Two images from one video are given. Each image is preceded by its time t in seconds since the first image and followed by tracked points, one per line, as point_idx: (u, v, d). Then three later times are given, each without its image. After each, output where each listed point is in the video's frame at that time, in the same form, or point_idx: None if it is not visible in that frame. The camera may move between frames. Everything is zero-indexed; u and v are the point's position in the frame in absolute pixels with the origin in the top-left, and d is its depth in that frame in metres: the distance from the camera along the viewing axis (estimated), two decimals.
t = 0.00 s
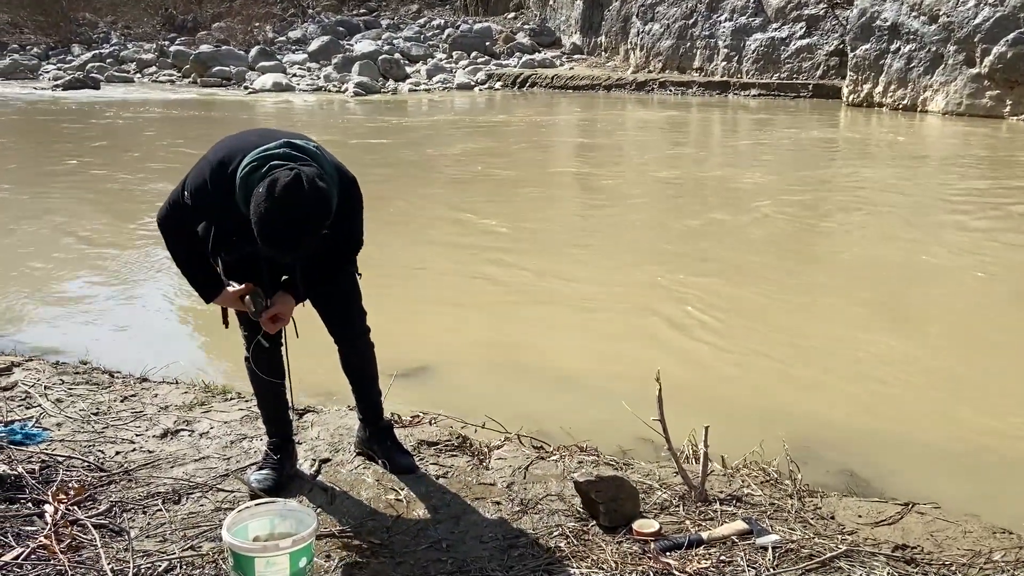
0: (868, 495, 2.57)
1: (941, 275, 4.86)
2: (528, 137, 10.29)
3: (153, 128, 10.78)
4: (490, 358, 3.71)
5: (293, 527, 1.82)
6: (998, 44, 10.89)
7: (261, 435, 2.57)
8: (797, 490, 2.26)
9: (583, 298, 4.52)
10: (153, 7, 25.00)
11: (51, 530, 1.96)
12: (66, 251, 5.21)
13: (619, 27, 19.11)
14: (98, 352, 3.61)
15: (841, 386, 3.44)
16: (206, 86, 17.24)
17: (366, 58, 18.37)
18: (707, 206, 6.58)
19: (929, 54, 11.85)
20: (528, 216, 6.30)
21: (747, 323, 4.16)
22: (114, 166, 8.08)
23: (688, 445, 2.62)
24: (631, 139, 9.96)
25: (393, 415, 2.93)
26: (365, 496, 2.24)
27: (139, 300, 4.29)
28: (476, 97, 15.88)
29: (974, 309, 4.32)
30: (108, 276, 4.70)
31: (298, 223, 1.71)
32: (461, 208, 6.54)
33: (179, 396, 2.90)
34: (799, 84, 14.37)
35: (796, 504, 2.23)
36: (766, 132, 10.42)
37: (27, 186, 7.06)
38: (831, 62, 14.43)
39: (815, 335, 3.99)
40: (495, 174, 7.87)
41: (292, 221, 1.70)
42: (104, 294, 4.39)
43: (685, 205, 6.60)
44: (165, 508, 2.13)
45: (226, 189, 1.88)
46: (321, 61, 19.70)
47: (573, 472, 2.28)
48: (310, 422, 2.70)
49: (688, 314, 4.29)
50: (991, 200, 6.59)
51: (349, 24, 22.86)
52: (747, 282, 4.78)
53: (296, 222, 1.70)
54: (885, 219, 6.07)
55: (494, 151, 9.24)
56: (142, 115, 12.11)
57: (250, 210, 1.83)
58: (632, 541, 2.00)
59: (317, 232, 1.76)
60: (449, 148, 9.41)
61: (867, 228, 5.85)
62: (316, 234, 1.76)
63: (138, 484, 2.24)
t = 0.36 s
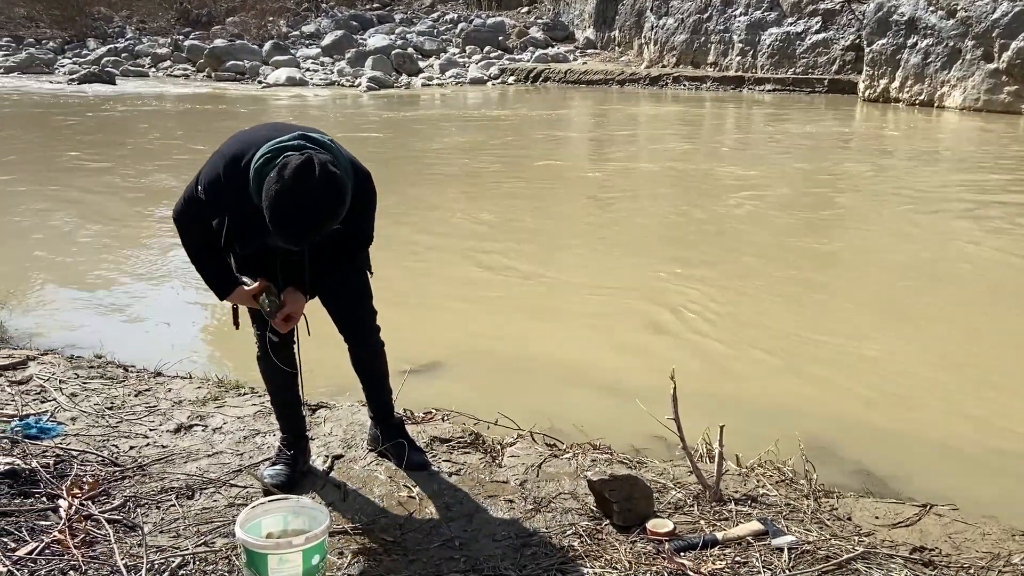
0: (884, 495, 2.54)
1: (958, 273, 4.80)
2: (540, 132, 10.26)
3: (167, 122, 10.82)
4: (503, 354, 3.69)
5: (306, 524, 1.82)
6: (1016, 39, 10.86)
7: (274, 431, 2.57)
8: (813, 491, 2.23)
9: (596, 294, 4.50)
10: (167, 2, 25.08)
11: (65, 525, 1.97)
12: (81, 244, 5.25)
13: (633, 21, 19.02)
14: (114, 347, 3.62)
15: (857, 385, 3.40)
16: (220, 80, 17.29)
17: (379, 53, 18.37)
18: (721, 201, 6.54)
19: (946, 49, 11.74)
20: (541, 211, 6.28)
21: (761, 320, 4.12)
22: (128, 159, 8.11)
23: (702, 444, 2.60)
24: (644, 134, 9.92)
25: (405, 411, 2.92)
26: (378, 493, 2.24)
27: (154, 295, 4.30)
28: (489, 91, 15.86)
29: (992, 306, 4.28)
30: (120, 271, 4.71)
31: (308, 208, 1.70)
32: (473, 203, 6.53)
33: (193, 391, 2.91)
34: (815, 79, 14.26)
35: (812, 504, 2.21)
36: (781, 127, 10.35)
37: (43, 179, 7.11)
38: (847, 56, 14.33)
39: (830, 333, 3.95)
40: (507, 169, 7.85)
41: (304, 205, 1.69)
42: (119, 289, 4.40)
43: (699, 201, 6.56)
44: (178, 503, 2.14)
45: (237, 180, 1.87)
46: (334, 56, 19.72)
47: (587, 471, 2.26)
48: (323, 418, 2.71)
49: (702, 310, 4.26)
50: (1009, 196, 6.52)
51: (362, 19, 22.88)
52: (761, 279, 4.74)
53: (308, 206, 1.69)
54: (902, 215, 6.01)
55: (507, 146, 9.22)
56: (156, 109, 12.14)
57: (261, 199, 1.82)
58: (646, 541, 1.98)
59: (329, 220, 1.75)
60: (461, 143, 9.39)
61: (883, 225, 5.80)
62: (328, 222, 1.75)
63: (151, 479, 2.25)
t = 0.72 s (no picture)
0: (903, 496, 2.51)
1: (979, 271, 4.74)
2: (555, 127, 10.22)
3: (183, 115, 10.85)
4: (518, 349, 3.68)
5: (321, 519, 1.81)
6: None
7: (288, 425, 2.57)
8: (831, 491, 2.21)
9: (612, 290, 4.48)
10: None
11: (81, 517, 1.97)
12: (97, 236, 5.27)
13: (649, 16, 18.90)
14: (130, 339, 3.63)
15: (877, 384, 3.36)
16: (236, 73, 17.34)
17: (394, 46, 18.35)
18: (738, 197, 6.49)
19: (966, 44, 11.59)
20: (556, 206, 6.26)
21: (779, 318, 4.09)
22: (145, 152, 8.14)
23: (718, 441, 2.58)
24: (660, 129, 9.87)
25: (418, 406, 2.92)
26: (392, 488, 2.23)
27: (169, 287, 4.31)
28: (503, 86, 15.81)
29: (1012, 306, 4.22)
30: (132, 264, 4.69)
31: (325, 179, 1.64)
32: (488, 198, 6.52)
33: (208, 384, 2.92)
34: (832, 74, 14.14)
35: (830, 504, 2.19)
36: (798, 123, 10.27)
37: (60, 171, 7.15)
38: (865, 52, 14.19)
39: (848, 331, 3.91)
40: (522, 164, 7.82)
41: (319, 177, 1.64)
42: (134, 281, 4.41)
43: (716, 196, 6.52)
44: (194, 497, 2.14)
45: (258, 167, 1.82)
46: (349, 49, 19.73)
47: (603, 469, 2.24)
48: (337, 412, 2.70)
49: (719, 307, 4.23)
50: None
51: (377, 12, 22.87)
52: (779, 276, 4.70)
53: (324, 178, 1.64)
54: (921, 213, 5.94)
55: (521, 140, 9.21)
56: (172, 102, 12.19)
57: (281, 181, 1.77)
58: (663, 540, 1.97)
59: (345, 196, 1.69)
60: (476, 137, 9.37)
61: (902, 222, 5.73)
62: (346, 196, 1.69)
63: (167, 471, 2.25)
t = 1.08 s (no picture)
0: (925, 495, 2.48)
1: (1003, 269, 4.67)
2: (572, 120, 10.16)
3: (202, 105, 10.90)
4: (535, 344, 3.67)
5: (340, 510, 1.81)
6: None
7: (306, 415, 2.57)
8: (851, 489, 2.19)
9: (630, 285, 4.45)
10: None
11: (101, 504, 1.99)
12: (118, 225, 5.32)
13: (667, 8, 18.77)
14: (148, 327, 3.66)
15: (899, 382, 3.32)
16: (254, 64, 17.40)
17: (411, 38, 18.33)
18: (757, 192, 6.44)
19: (990, 39, 11.43)
20: (574, 199, 6.24)
21: (799, 314, 4.05)
22: (164, 142, 8.19)
23: (737, 438, 2.56)
24: (678, 123, 9.80)
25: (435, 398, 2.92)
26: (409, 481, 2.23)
27: (187, 276, 4.35)
28: (520, 78, 15.77)
29: None
30: (143, 254, 4.71)
31: (381, 238, 1.53)
32: (506, 191, 6.50)
33: (226, 373, 2.93)
34: (853, 68, 14.00)
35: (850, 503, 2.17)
36: (817, 117, 10.17)
37: (81, 160, 7.21)
38: (887, 46, 14.03)
39: (869, 328, 3.86)
40: (540, 157, 7.79)
41: (374, 227, 1.53)
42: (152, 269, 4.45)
43: (735, 191, 6.47)
44: (213, 485, 2.15)
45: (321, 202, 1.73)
46: (367, 41, 19.75)
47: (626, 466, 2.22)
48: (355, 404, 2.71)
49: (739, 303, 4.20)
50: None
51: (395, 4, 22.86)
52: (799, 272, 4.65)
53: (378, 228, 1.53)
54: (944, 210, 5.87)
55: (539, 133, 9.18)
56: (191, 93, 12.25)
57: (341, 227, 1.67)
58: (682, 536, 1.96)
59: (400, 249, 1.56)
60: (493, 130, 9.36)
61: (924, 219, 5.66)
62: (401, 248, 1.56)
63: (186, 460, 2.27)
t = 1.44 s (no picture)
0: (943, 492, 2.46)
1: None
2: (588, 112, 10.13)
3: (219, 94, 10.95)
4: (551, 335, 3.67)
5: (355, 497, 1.82)
6: None
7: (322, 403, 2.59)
8: (868, 483, 2.18)
9: (646, 278, 4.43)
10: None
11: (120, 487, 2.00)
12: (135, 212, 5.36)
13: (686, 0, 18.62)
14: (164, 315, 3.69)
15: (917, 377, 3.29)
16: (271, 54, 17.44)
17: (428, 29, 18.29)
18: (774, 185, 6.40)
19: (1013, 34, 11.27)
20: (590, 191, 6.22)
21: (817, 308, 4.02)
22: (182, 130, 8.23)
23: (752, 431, 2.55)
24: (695, 116, 9.74)
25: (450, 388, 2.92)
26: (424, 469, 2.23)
27: (202, 266, 4.37)
28: (537, 70, 15.72)
29: None
30: (152, 242, 4.73)
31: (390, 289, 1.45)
32: (521, 182, 6.49)
33: (243, 360, 2.94)
34: (873, 62, 13.87)
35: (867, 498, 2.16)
36: (836, 111, 10.09)
37: (98, 147, 7.25)
38: (908, 40, 13.87)
39: (887, 323, 3.83)
40: (556, 149, 7.77)
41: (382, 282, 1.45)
42: (167, 258, 4.48)
43: (752, 184, 6.43)
44: (229, 470, 2.16)
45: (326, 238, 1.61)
46: (383, 31, 19.74)
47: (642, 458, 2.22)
48: (371, 392, 2.71)
49: (756, 297, 4.17)
50: None
51: None
52: (817, 266, 4.61)
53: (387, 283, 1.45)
54: (963, 205, 5.81)
55: (555, 124, 9.15)
56: (208, 82, 12.29)
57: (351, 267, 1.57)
58: (696, 528, 1.95)
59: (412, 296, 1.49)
60: (509, 121, 9.34)
61: (943, 214, 5.60)
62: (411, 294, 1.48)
63: (203, 445, 2.28)
